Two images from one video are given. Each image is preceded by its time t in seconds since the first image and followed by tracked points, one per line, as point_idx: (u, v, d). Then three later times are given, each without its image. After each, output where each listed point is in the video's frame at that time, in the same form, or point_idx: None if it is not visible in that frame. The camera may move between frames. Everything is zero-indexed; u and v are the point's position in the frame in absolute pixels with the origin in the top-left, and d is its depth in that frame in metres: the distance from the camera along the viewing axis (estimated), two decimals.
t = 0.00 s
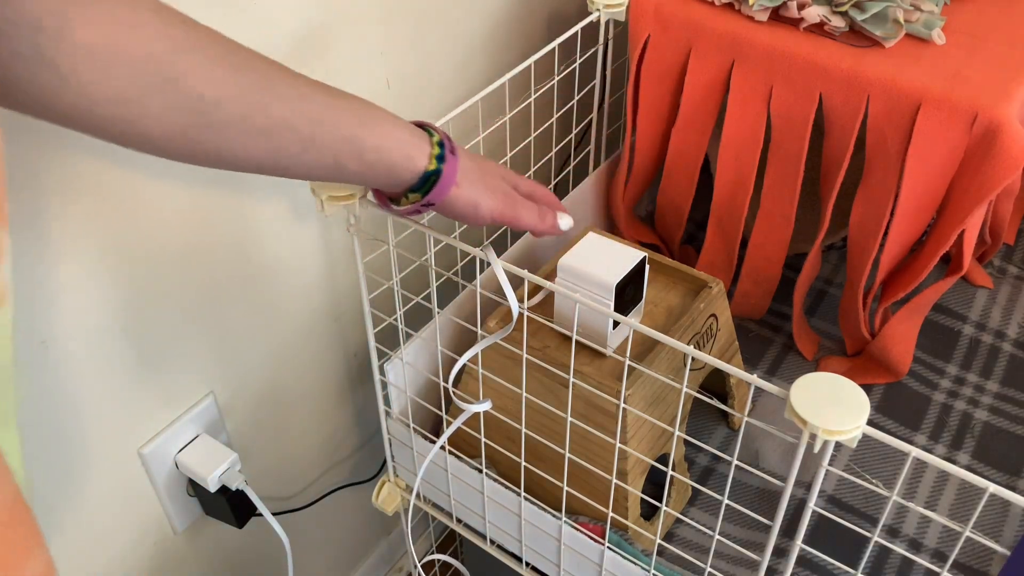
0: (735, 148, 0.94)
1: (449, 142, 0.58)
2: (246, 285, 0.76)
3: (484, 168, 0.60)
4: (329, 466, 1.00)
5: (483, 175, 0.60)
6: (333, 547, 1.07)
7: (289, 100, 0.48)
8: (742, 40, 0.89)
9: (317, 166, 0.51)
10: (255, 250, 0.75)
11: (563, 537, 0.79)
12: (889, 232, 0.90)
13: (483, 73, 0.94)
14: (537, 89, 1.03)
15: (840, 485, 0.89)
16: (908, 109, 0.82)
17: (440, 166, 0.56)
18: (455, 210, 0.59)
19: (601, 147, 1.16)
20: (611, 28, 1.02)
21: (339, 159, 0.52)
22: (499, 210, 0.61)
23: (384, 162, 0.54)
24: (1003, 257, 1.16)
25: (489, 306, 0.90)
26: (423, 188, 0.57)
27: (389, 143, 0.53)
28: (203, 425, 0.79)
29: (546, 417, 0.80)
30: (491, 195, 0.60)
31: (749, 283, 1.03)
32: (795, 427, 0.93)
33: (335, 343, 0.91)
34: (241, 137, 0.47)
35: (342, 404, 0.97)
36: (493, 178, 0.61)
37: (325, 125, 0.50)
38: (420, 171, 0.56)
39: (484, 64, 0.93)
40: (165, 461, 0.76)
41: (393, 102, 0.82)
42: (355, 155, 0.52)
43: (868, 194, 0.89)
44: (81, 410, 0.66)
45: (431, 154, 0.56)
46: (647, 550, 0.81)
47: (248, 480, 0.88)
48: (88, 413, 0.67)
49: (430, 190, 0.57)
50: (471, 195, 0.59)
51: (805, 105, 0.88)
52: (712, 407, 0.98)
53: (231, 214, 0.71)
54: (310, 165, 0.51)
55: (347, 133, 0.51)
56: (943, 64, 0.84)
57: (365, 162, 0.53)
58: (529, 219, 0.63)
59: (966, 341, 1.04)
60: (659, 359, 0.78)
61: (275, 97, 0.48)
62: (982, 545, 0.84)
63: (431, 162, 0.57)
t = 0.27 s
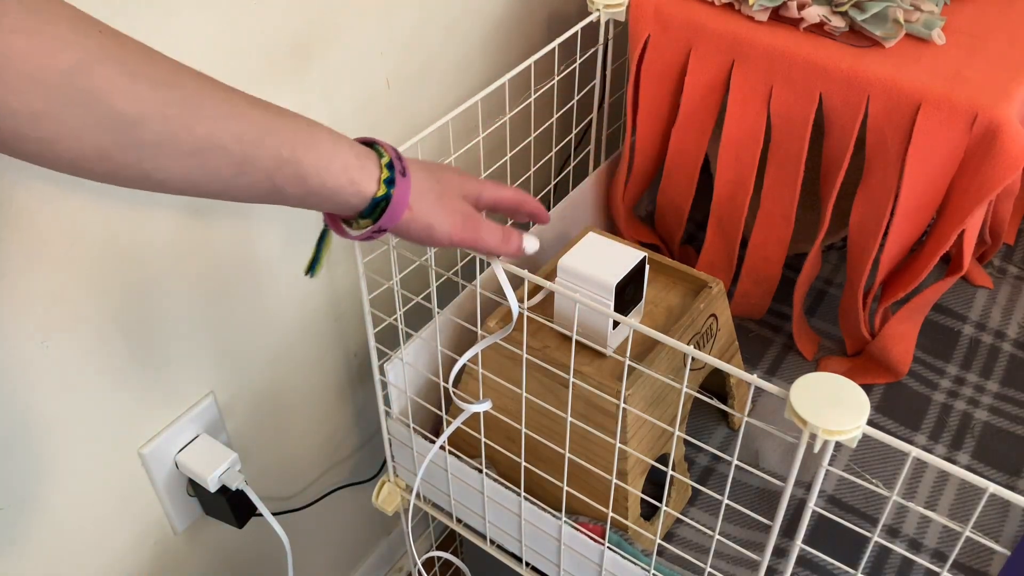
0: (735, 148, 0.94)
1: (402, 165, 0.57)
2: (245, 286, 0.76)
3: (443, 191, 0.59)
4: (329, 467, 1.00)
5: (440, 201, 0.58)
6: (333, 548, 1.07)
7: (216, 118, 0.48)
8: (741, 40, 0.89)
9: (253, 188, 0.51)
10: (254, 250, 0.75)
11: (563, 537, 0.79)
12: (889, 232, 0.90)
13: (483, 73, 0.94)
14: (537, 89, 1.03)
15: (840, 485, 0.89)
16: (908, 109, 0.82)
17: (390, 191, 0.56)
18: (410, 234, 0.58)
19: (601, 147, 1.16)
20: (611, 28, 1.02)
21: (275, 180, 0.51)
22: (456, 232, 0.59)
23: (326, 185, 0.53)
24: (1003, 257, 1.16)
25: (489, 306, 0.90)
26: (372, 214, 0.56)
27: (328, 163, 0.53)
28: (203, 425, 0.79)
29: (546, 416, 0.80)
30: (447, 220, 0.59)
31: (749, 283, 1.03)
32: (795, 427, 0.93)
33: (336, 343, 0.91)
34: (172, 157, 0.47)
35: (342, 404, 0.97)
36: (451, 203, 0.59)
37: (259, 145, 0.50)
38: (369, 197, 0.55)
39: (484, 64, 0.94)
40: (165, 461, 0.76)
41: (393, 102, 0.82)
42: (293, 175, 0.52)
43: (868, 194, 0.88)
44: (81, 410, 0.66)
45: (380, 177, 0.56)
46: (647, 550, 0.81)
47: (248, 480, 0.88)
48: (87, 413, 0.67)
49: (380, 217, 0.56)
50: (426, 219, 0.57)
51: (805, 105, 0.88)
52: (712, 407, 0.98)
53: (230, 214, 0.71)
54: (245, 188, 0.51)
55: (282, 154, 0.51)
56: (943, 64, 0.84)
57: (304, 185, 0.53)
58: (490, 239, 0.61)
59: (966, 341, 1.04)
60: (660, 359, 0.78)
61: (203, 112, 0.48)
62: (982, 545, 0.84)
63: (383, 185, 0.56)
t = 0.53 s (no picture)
0: (735, 148, 0.94)
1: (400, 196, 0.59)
2: (245, 286, 0.76)
3: (436, 222, 0.61)
4: (329, 466, 1.00)
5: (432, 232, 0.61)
6: (333, 547, 1.07)
7: (233, 124, 0.49)
8: (741, 40, 0.89)
9: (252, 192, 0.52)
10: (255, 249, 0.75)
11: (563, 537, 0.79)
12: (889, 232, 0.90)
13: (482, 73, 0.94)
14: (537, 89, 1.03)
15: (840, 485, 0.89)
16: (907, 109, 0.82)
17: (385, 221, 0.58)
18: (398, 258, 0.61)
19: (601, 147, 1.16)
20: (611, 28, 1.02)
21: (276, 191, 0.53)
22: (445, 261, 0.61)
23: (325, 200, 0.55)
24: (1003, 257, 1.16)
25: (489, 306, 0.90)
26: (362, 237, 0.59)
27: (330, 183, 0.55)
28: (203, 425, 0.79)
29: (546, 416, 0.80)
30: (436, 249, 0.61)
31: (749, 283, 1.03)
32: (795, 427, 0.93)
33: (336, 344, 0.91)
34: (176, 153, 0.48)
35: (342, 404, 0.97)
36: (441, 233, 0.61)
37: (269, 158, 0.51)
38: (362, 222, 0.58)
39: (484, 64, 0.93)
40: (165, 461, 0.77)
41: (393, 102, 0.82)
42: (294, 189, 0.53)
43: (868, 194, 0.88)
44: (82, 409, 0.66)
45: (379, 206, 0.58)
46: (647, 550, 0.81)
47: (248, 480, 0.88)
48: (88, 413, 0.67)
49: (369, 241, 0.59)
50: (414, 250, 0.60)
51: (805, 105, 0.88)
52: (712, 407, 0.98)
53: (230, 214, 0.71)
54: (242, 191, 0.52)
55: (290, 168, 0.52)
56: (943, 64, 0.84)
57: (303, 199, 0.54)
58: (488, 262, 0.62)
59: (966, 341, 1.04)
60: (659, 359, 0.79)
61: (222, 118, 0.48)
62: (982, 545, 0.84)
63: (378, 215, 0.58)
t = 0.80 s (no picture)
0: (735, 148, 0.94)
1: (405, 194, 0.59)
2: (244, 285, 0.76)
3: (439, 220, 0.61)
4: (329, 466, 1.00)
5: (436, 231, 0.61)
6: (333, 548, 1.07)
7: (250, 117, 0.49)
8: (741, 40, 0.89)
9: (262, 185, 0.53)
10: (255, 249, 0.75)
11: (563, 537, 0.79)
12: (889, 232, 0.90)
13: (482, 73, 0.94)
14: (537, 89, 1.03)
15: (840, 485, 0.89)
16: (907, 109, 0.82)
17: (391, 217, 0.58)
18: (403, 256, 0.61)
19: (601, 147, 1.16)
20: (611, 28, 1.02)
21: (287, 183, 0.53)
22: (448, 260, 0.61)
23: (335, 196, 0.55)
24: (1003, 257, 1.16)
25: (489, 306, 0.90)
26: (367, 236, 0.59)
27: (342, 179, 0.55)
28: (203, 425, 0.79)
29: (546, 416, 0.80)
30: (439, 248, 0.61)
31: (749, 283, 1.03)
32: (795, 427, 0.93)
33: (336, 344, 0.91)
34: (191, 142, 0.48)
35: (342, 404, 0.97)
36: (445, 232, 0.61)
37: (283, 152, 0.51)
38: (368, 219, 0.58)
39: (483, 64, 0.93)
40: (165, 461, 0.77)
41: (393, 102, 0.82)
42: (304, 184, 0.54)
43: (868, 194, 0.88)
44: (82, 409, 0.66)
45: (385, 203, 0.58)
46: (647, 550, 0.81)
47: (248, 480, 0.88)
48: (88, 413, 0.67)
49: (375, 239, 0.59)
50: (418, 247, 0.60)
51: (805, 105, 0.88)
52: (712, 407, 0.98)
53: (230, 214, 0.71)
54: (253, 183, 0.52)
55: (302, 162, 0.53)
56: (943, 64, 0.84)
57: (313, 194, 0.54)
58: (490, 262, 0.61)
59: (966, 341, 1.04)
60: (659, 359, 0.79)
61: (239, 110, 0.48)
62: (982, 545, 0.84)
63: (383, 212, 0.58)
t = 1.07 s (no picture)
0: (735, 148, 0.94)
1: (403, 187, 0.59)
2: (245, 284, 0.76)
3: (437, 212, 0.61)
4: (329, 466, 1.00)
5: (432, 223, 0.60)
6: (333, 548, 1.07)
7: (255, 112, 0.49)
8: (742, 40, 0.89)
9: (262, 180, 0.52)
10: (255, 248, 0.75)
11: (563, 537, 0.79)
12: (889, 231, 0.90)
13: (482, 73, 0.94)
14: (537, 89, 1.03)
15: (840, 485, 0.89)
16: (907, 109, 0.82)
17: (387, 210, 0.57)
18: (398, 249, 0.60)
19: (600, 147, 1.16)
20: (611, 28, 1.02)
21: (289, 179, 0.53)
22: (445, 252, 0.61)
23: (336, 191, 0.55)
24: (1003, 257, 1.16)
25: (489, 306, 0.90)
26: (364, 229, 0.58)
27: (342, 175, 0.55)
28: (203, 425, 0.78)
29: (546, 416, 0.80)
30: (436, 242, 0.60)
31: (749, 283, 1.03)
32: (795, 427, 0.93)
33: (336, 344, 0.91)
34: (196, 136, 0.47)
35: (342, 404, 0.97)
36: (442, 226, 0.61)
37: (285, 148, 0.51)
38: (364, 212, 0.57)
39: (484, 64, 0.93)
40: (165, 461, 0.76)
41: (394, 103, 0.82)
42: (307, 180, 0.53)
43: (868, 194, 0.89)
44: (82, 408, 0.66)
45: (382, 196, 0.57)
46: (647, 550, 0.81)
47: (248, 481, 0.88)
48: (88, 412, 0.67)
49: (371, 232, 0.58)
50: (415, 240, 0.60)
51: (805, 105, 0.88)
52: (712, 407, 0.98)
53: (231, 214, 0.71)
54: (254, 178, 0.52)
55: (304, 158, 0.52)
56: (943, 64, 0.84)
57: (314, 190, 0.54)
58: (486, 256, 0.62)
59: (966, 341, 1.04)
60: (660, 359, 0.78)
61: (244, 105, 0.48)
62: (982, 544, 0.84)
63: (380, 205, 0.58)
